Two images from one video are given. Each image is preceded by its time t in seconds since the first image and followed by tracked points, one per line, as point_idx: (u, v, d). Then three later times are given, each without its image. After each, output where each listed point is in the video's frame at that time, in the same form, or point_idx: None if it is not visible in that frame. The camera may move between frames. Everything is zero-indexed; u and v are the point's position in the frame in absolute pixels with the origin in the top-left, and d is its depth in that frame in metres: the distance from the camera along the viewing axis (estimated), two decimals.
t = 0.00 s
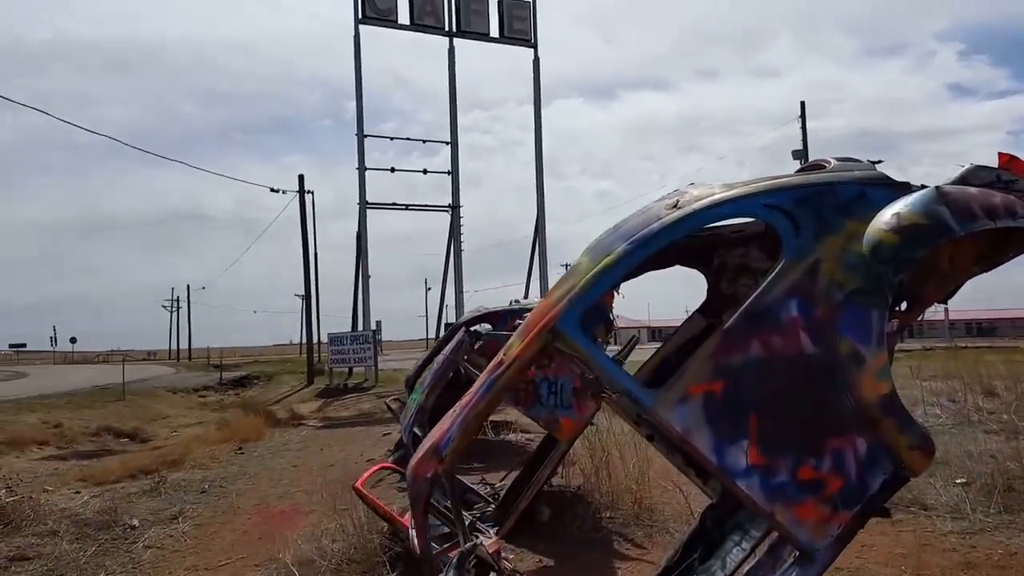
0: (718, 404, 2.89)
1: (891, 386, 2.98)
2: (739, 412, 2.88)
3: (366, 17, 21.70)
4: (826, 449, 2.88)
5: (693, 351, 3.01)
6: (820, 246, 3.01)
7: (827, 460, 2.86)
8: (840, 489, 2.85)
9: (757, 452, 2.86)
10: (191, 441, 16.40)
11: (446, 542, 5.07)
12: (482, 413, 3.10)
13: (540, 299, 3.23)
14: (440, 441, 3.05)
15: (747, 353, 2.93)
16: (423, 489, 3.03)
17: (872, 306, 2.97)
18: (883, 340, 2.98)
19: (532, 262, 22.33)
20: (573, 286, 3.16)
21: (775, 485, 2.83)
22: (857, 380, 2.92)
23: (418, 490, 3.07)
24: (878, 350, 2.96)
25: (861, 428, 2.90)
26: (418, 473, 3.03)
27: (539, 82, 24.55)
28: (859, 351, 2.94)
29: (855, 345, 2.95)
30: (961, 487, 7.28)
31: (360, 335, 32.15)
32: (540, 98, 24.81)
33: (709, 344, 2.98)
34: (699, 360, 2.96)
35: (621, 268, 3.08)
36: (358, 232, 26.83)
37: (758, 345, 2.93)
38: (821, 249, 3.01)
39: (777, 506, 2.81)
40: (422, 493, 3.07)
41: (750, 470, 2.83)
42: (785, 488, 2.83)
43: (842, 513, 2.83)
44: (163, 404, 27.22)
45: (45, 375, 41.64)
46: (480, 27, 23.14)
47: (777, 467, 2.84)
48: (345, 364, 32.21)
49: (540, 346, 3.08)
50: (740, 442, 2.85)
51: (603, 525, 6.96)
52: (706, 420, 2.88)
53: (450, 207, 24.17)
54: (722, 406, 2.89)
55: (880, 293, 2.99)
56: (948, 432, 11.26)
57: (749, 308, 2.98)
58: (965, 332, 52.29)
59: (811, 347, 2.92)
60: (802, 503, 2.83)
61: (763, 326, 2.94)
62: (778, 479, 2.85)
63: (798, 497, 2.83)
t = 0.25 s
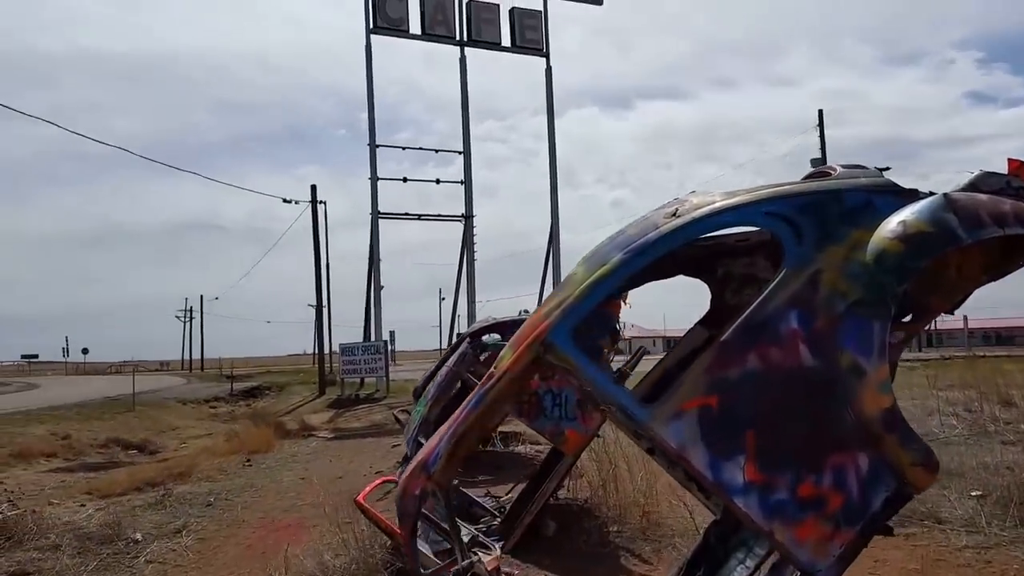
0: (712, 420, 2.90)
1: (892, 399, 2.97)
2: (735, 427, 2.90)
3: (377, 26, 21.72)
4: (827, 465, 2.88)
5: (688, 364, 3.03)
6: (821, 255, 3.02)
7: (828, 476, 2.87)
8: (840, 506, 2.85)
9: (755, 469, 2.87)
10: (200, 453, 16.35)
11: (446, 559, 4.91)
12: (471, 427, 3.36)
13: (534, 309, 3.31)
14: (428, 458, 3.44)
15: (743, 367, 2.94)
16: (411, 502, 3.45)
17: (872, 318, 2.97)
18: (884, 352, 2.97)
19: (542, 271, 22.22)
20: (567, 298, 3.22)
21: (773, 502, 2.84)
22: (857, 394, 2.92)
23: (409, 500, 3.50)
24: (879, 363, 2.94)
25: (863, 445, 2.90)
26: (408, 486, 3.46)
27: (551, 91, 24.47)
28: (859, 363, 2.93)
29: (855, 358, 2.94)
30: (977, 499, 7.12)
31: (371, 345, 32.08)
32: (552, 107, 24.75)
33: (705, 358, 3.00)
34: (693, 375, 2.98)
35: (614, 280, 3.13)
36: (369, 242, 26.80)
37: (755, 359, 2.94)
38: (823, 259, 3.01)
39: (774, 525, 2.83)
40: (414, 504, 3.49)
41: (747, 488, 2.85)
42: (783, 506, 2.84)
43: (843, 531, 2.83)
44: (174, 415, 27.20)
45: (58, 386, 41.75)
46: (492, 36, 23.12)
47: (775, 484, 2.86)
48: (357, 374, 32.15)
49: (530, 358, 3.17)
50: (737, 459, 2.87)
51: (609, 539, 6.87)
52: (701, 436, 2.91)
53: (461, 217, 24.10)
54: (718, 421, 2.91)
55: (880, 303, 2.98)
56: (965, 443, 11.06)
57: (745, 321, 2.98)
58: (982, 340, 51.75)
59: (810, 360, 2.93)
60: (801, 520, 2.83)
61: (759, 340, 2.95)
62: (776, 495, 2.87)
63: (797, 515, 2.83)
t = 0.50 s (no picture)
0: (693, 435, 3.03)
1: (877, 414, 3.09)
2: (717, 442, 3.02)
3: (389, 36, 21.75)
4: (812, 481, 2.98)
5: (670, 378, 3.17)
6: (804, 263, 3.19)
7: (814, 493, 2.97)
8: (827, 523, 2.94)
9: (738, 485, 2.98)
10: (210, 465, 16.31)
11: None
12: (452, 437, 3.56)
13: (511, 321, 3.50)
14: (405, 476, 3.70)
15: (721, 381, 3.08)
16: (391, 518, 3.70)
17: (857, 330, 3.12)
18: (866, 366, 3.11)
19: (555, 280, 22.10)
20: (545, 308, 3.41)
21: (758, 519, 2.94)
22: (839, 410, 3.04)
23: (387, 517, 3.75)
24: (861, 376, 3.08)
25: (849, 462, 3.00)
26: (385, 507, 3.71)
27: (563, 100, 24.44)
28: (842, 376, 3.06)
29: (838, 370, 3.08)
30: (994, 513, 6.97)
31: (383, 356, 31.99)
32: (565, 116, 24.71)
33: (686, 372, 3.14)
34: (674, 389, 3.11)
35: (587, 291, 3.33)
36: (382, 252, 26.79)
37: (735, 373, 3.08)
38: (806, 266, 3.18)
39: (759, 541, 2.92)
40: (392, 522, 3.74)
41: (731, 504, 2.96)
42: (768, 522, 2.94)
43: (830, 548, 2.92)
44: (186, 427, 27.18)
45: (72, 398, 41.88)
46: (504, 44, 23.09)
47: (760, 500, 2.96)
48: (369, 385, 32.07)
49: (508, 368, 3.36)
50: (719, 475, 2.98)
51: (617, 554, 6.77)
52: (682, 452, 3.03)
53: (474, 226, 24.04)
54: (698, 435, 3.03)
55: (863, 310, 3.14)
56: (985, 455, 10.85)
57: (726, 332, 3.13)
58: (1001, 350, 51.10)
59: (792, 373, 3.07)
60: (788, 538, 2.93)
61: (740, 353, 3.09)
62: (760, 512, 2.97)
63: (784, 531, 2.93)
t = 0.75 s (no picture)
0: (681, 453, 3.44)
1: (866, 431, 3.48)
2: (706, 459, 3.44)
3: (400, 45, 21.78)
4: (802, 499, 3.40)
5: (658, 396, 3.57)
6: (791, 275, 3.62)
7: (806, 512, 3.38)
8: (820, 541, 3.36)
9: (728, 502, 3.39)
10: (218, 478, 16.23)
11: None
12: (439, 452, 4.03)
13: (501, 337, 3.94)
14: (390, 496, 4.25)
15: (706, 399, 3.51)
16: (378, 533, 4.24)
17: (844, 344, 3.54)
18: (851, 381, 3.51)
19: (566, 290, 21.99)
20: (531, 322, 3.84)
21: (747, 536, 3.35)
22: (825, 428, 3.46)
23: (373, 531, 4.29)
24: (847, 392, 3.48)
25: (840, 481, 3.41)
26: (371, 523, 4.25)
27: (575, 109, 24.40)
28: (828, 392, 3.48)
29: (825, 386, 3.50)
30: (1010, 526, 6.84)
31: (394, 367, 31.87)
32: (577, 125, 24.67)
33: (673, 387, 3.56)
34: (666, 408, 3.53)
35: (571, 305, 3.76)
36: (394, 262, 26.78)
37: (721, 388, 3.51)
38: (794, 278, 3.61)
39: (750, 558, 3.33)
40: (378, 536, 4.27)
41: (722, 522, 3.37)
42: (758, 539, 3.35)
43: (823, 565, 3.33)
44: (195, 439, 27.12)
45: (85, 411, 41.93)
46: (516, 54, 23.08)
47: (751, 519, 3.37)
48: (380, 397, 31.97)
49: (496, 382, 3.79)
50: (709, 493, 3.39)
51: (625, 568, 6.68)
52: (671, 468, 3.44)
53: (485, 236, 23.98)
54: (684, 449, 3.46)
55: (850, 319, 3.55)
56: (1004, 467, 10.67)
57: (715, 350, 3.56)
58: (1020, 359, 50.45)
59: (779, 390, 3.49)
60: (781, 555, 3.33)
61: (728, 371, 3.52)
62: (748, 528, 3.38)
63: (777, 550, 3.34)
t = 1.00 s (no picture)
0: (674, 467, 3.37)
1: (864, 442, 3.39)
2: (701, 473, 3.36)
3: (412, 55, 21.82)
4: (801, 515, 3.31)
5: (651, 407, 3.51)
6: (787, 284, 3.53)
7: (804, 527, 3.30)
8: (820, 557, 3.27)
9: (723, 518, 3.31)
10: (227, 491, 16.17)
11: None
12: (431, 457, 4.23)
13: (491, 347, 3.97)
14: (378, 511, 4.37)
15: (700, 410, 3.43)
16: (366, 546, 4.34)
17: (841, 355, 3.44)
18: (849, 393, 3.42)
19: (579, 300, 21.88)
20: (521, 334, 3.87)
21: (744, 553, 3.27)
22: (823, 440, 3.36)
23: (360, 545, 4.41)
24: (845, 403, 3.39)
25: (839, 494, 3.32)
26: (359, 537, 4.39)
27: (587, 118, 24.33)
28: (826, 404, 3.39)
29: (823, 397, 3.40)
30: None
31: (405, 378, 31.78)
32: (590, 134, 24.60)
33: (668, 399, 3.49)
34: (660, 419, 3.46)
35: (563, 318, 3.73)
36: (406, 273, 26.74)
37: (717, 400, 3.43)
38: (790, 287, 3.52)
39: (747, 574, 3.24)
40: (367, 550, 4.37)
41: (716, 538, 3.28)
42: (754, 555, 3.26)
43: None
44: (206, 452, 27.12)
45: (97, 423, 42.07)
46: (528, 63, 23.06)
47: (748, 536, 3.28)
48: (392, 408, 31.86)
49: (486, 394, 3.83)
50: (704, 509, 3.31)
51: None
52: (664, 482, 3.38)
53: (497, 246, 23.89)
54: (677, 462, 3.39)
55: (846, 331, 3.46)
56: None
57: (709, 360, 3.49)
58: None
59: (775, 401, 3.41)
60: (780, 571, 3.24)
61: (722, 381, 3.44)
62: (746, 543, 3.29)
63: (774, 564, 3.25)
